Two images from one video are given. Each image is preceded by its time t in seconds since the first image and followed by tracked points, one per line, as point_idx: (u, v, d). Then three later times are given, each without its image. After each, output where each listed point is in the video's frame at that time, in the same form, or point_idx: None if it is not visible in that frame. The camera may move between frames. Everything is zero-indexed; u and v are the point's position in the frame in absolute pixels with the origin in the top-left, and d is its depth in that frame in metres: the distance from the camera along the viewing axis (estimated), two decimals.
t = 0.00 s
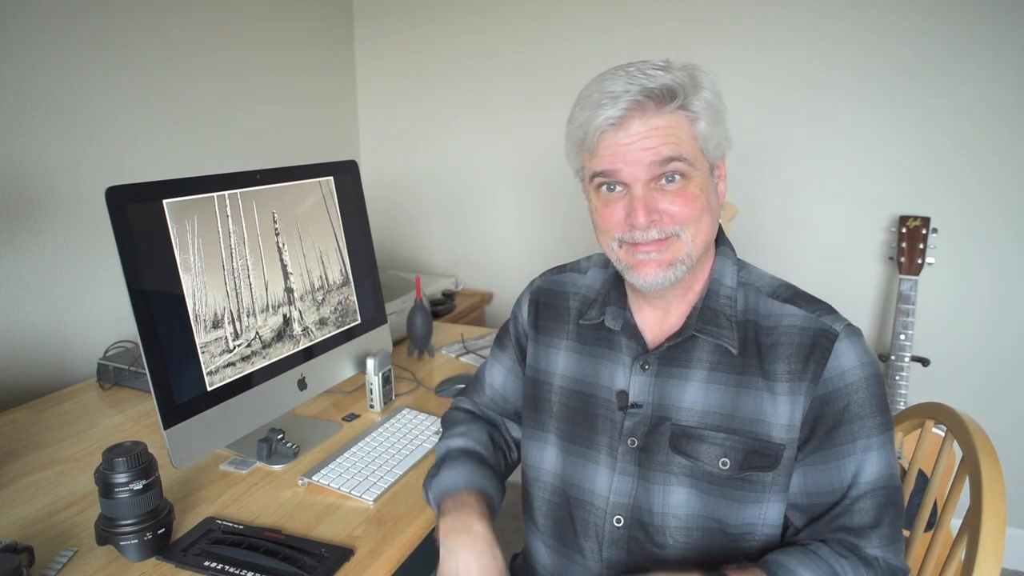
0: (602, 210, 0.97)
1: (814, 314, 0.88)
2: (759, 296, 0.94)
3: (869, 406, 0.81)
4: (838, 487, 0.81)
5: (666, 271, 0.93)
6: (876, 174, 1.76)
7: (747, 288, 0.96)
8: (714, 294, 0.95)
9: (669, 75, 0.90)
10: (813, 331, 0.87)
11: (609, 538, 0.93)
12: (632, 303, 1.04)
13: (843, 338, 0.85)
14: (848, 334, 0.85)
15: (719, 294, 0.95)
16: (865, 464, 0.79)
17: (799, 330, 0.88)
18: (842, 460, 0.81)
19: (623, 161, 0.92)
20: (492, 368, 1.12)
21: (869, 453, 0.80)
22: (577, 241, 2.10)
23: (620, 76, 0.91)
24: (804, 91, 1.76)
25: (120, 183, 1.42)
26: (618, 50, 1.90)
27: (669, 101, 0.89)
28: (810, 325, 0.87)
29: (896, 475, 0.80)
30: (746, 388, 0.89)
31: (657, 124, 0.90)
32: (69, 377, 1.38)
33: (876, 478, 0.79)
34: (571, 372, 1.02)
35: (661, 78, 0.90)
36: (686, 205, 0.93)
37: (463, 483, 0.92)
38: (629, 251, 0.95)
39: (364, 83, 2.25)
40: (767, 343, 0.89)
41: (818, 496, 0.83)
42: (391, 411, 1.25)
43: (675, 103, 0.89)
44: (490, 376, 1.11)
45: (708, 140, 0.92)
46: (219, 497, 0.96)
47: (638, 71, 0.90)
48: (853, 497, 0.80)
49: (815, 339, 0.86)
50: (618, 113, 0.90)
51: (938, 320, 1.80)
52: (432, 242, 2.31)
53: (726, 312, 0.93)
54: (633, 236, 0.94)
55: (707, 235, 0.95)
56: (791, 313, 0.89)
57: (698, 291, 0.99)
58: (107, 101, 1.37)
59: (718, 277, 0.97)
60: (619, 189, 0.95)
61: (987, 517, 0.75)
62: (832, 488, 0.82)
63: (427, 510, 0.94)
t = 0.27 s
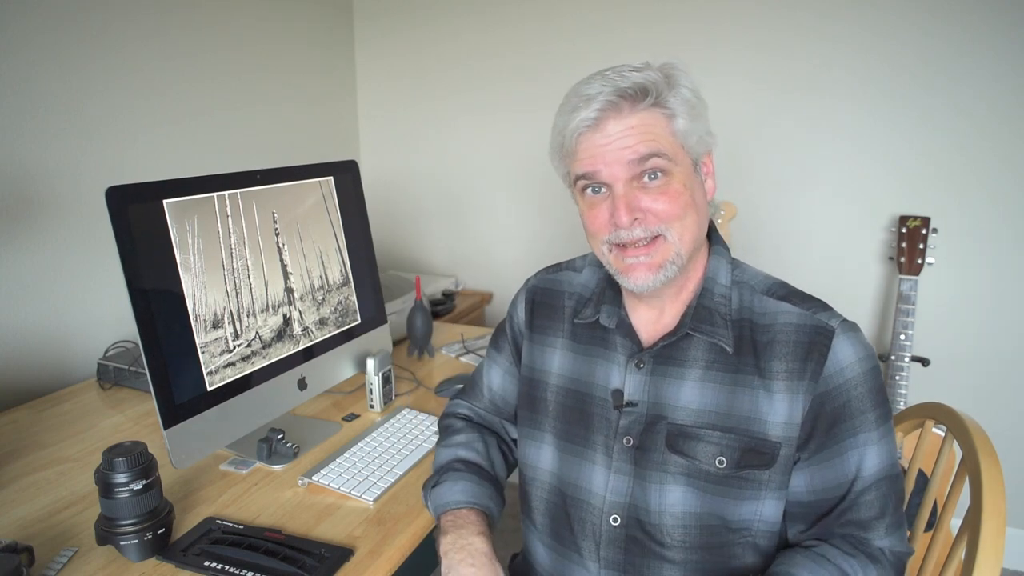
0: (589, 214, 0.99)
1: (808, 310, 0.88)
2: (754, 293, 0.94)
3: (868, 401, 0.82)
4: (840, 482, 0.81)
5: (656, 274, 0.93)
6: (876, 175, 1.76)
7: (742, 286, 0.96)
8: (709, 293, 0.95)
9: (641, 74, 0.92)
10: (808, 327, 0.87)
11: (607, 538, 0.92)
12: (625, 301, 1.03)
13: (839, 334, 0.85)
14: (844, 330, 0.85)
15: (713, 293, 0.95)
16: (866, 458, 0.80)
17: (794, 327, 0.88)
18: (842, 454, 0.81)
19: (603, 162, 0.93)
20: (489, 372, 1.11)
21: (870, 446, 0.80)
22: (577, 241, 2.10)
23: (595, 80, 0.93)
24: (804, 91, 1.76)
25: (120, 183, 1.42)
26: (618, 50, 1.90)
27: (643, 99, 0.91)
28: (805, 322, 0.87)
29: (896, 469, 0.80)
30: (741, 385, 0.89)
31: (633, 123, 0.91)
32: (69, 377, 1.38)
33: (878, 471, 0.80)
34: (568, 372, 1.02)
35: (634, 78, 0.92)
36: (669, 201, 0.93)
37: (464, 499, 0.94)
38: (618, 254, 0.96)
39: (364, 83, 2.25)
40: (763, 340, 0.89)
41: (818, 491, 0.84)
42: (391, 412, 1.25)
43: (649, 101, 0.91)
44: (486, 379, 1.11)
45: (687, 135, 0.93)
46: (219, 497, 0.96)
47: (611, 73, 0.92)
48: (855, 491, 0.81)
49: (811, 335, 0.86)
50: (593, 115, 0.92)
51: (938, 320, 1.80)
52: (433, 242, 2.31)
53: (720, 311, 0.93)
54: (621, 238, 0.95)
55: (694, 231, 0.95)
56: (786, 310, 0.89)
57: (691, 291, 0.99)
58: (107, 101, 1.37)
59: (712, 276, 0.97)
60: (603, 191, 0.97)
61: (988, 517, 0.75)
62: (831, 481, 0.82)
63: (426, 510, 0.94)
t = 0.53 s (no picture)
0: (608, 199, 1.05)
1: (798, 291, 0.96)
2: (753, 275, 1.02)
3: (851, 377, 0.86)
4: (820, 459, 0.85)
5: (673, 255, 1.00)
6: (876, 175, 1.76)
7: (743, 268, 1.03)
8: (712, 270, 1.03)
9: (653, 62, 0.99)
10: (795, 306, 0.94)
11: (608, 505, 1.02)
12: (633, 285, 1.14)
13: (824, 312, 0.91)
14: (829, 307, 0.92)
15: (716, 270, 1.03)
16: (844, 434, 0.83)
17: (780, 306, 0.95)
18: (821, 430, 0.85)
19: (620, 147, 1.00)
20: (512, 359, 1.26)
21: (849, 423, 0.83)
22: (577, 241, 2.10)
23: (611, 69, 1.00)
24: (804, 91, 1.76)
25: (120, 183, 1.42)
26: (618, 50, 1.90)
27: (655, 86, 0.98)
28: (792, 302, 0.94)
29: (880, 448, 0.82)
30: (729, 360, 0.96)
31: (648, 109, 0.98)
32: (69, 377, 1.38)
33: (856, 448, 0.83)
34: (575, 352, 1.13)
35: (646, 66, 0.99)
36: (684, 184, 0.99)
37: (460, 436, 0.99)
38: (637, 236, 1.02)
39: (364, 83, 2.25)
40: (754, 319, 0.96)
41: (812, 475, 0.86)
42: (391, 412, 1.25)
43: (662, 88, 0.98)
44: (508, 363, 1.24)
45: (699, 120, 0.99)
46: (218, 497, 0.96)
47: (625, 63, 1.00)
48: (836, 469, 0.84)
49: (795, 313, 0.93)
50: (610, 103, 0.99)
51: (938, 320, 1.80)
52: (433, 242, 2.31)
53: (721, 287, 1.01)
54: (639, 222, 1.01)
55: (707, 213, 1.01)
56: (776, 291, 0.97)
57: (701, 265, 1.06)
58: (107, 101, 1.37)
59: (718, 255, 1.04)
60: (620, 176, 1.03)
61: (987, 517, 0.75)
62: (819, 464, 0.85)
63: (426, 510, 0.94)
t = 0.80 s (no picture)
0: (614, 199, 1.05)
1: (801, 293, 0.96)
2: (757, 277, 1.02)
3: (846, 380, 0.86)
4: (806, 460, 0.85)
5: (679, 255, 1.00)
6: (876, 174, 1.76)
7: (748, 270, 1.03)
8: (717, 272, 1.03)
9: (656, 62, 0.99)
10: (797, 308, 0.94)
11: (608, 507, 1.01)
12: (640, 286, 1.14)
13: (825, 315, 0.91)
14: (832, 310, 0.92)
15: (721, 272, 1.03)
16: (830, 436, 0.84)
17: (783, 309, 0.95)
18: (810, 431, 0.86)
19: (625, 146, 1.00)
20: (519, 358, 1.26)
21: (836, 424, 0.84)
22: (577, 241, 2.10)
23: (615, 70, 1.01)
24: (804, 91, 1.76)
25: (120, 183, 1.42)
26: (618, 50, 1.90)
27: (659, 85, 0.98)
28: (795, 304, 0.94)
29: (866, 451, 0.83)
30: (730, 361, 0.96)
31: (652, 108, 0.98)
32: (69, 377, 1.38)
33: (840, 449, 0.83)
34: (580, 352, 1.13)
35: (649, 65, 0.99)
36: (689, 183, 0.99)
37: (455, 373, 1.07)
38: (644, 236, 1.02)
39: (364, 83, 2.25)
40: (756, 321, 0.97)
41: (787, 473, 0.87)
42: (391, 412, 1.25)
43: (665, 88, 0.98)
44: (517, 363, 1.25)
45: (703, 119, 1.00)
46: (218, 497, 0.96)
47: (629, 63, 1.00)
48: (821, 470, 0.84)
49: (796, 315, 0.93)
50: (614, 103, 0.99)
51: (938, 320, 1.80)
52: (433, 242, 2.31)
53: (725, 289, 1.01)
54: (645, 222, 1.01)
55: (712, 212, 1.01)
56: (779, 293, 0.97)
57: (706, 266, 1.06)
58: (107, 101, 1.37)
59: (723, 257, 1.04)
60: (625, 176, 1.03)
61: (988, 517, 0.75)
62: (800, 462, 0.86)
63: (425, 510, 0.94)
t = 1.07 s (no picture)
0: (609, 203, 1.05)
1: (800, 297, 0.96)
2: (758, 282, 1.02)
3: (836, 382, 0.86)
4: (789, 458, 0.85)
5: (675, 258, 1.00)
6: (876, 174, 1.76)
7: (749, 274, 1.03)
8: (718, 277, 1.03)
9: (649, 65, 0.99)
10: (795, 312, 0.94)
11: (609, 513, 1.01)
12: (642, 291, 1.14)
13: (822, 318, 0.91)
14: (830, 313, 0.91)
15: (721, 277, 1.03)
16: (812, 434, 0.84)
17: (781, 312, 0.95)
18: (796, 430, 0.86)
19: (618, 150, 0.99)
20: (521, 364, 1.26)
21: (820, 422, 0.84)
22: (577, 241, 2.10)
23: (607, 73, 1.00)
24: (804, 91, 1.76)
25: (120, 183, 1.42)
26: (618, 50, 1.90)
27: (652, 89, 0.97)
28: (793, 307, 0.94)
29: (847, 450, 0.83)
30: (728, 366, 0.96)
31: (646, 112, 0.98)
32: (69, 377, 1.38)
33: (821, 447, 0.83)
34: (583, 357, 1.13)
35: (642, 68, 0.99)
36: (684, 186, 0.99)
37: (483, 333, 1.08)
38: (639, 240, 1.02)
39: (364, 83, 2.25)
40: (755, 325, 0.97)
41: (770, 471, 0.87)
42: (391, 411, 1.25)
43: (658, 91, 0.98)
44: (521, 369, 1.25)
45: (697, 121, 0.99)
46: (219, 497, 0.96)
47: (620, 67, 1.00)
48: (801, 467, 0.84)
49: (793, 318, 0.93)
50: (606, 107, 0.99)
51: (939, 320, 1.80)
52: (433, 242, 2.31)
53: (725, 295, 1.01)
54: (639, 225, 1.01)
55: (707, 214, 1.01)
56: (779, 297, 0.97)
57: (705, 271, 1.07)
58: (107, 101, 1.37)
59: (723, 261, 1.04)
60: (619, 180, 1.03)
61: (988, 517, 0.75)
62: (782, 459, 0.86)
63: (425, 510, 0.94)
